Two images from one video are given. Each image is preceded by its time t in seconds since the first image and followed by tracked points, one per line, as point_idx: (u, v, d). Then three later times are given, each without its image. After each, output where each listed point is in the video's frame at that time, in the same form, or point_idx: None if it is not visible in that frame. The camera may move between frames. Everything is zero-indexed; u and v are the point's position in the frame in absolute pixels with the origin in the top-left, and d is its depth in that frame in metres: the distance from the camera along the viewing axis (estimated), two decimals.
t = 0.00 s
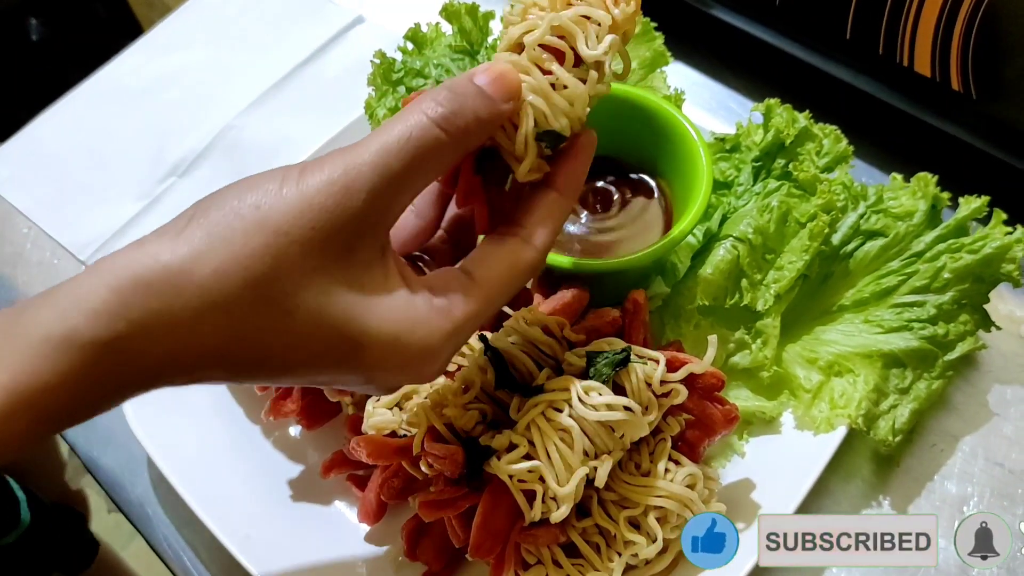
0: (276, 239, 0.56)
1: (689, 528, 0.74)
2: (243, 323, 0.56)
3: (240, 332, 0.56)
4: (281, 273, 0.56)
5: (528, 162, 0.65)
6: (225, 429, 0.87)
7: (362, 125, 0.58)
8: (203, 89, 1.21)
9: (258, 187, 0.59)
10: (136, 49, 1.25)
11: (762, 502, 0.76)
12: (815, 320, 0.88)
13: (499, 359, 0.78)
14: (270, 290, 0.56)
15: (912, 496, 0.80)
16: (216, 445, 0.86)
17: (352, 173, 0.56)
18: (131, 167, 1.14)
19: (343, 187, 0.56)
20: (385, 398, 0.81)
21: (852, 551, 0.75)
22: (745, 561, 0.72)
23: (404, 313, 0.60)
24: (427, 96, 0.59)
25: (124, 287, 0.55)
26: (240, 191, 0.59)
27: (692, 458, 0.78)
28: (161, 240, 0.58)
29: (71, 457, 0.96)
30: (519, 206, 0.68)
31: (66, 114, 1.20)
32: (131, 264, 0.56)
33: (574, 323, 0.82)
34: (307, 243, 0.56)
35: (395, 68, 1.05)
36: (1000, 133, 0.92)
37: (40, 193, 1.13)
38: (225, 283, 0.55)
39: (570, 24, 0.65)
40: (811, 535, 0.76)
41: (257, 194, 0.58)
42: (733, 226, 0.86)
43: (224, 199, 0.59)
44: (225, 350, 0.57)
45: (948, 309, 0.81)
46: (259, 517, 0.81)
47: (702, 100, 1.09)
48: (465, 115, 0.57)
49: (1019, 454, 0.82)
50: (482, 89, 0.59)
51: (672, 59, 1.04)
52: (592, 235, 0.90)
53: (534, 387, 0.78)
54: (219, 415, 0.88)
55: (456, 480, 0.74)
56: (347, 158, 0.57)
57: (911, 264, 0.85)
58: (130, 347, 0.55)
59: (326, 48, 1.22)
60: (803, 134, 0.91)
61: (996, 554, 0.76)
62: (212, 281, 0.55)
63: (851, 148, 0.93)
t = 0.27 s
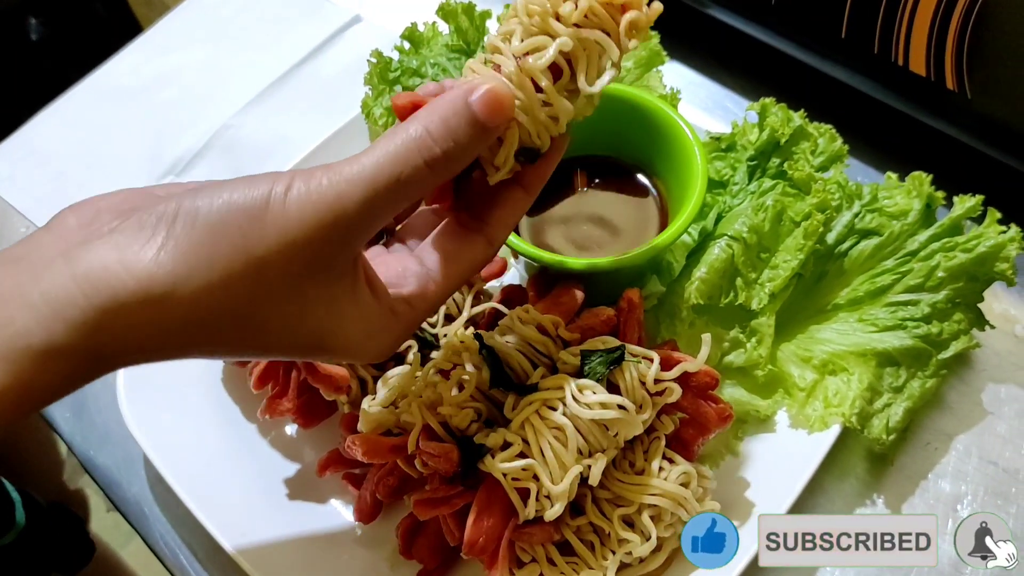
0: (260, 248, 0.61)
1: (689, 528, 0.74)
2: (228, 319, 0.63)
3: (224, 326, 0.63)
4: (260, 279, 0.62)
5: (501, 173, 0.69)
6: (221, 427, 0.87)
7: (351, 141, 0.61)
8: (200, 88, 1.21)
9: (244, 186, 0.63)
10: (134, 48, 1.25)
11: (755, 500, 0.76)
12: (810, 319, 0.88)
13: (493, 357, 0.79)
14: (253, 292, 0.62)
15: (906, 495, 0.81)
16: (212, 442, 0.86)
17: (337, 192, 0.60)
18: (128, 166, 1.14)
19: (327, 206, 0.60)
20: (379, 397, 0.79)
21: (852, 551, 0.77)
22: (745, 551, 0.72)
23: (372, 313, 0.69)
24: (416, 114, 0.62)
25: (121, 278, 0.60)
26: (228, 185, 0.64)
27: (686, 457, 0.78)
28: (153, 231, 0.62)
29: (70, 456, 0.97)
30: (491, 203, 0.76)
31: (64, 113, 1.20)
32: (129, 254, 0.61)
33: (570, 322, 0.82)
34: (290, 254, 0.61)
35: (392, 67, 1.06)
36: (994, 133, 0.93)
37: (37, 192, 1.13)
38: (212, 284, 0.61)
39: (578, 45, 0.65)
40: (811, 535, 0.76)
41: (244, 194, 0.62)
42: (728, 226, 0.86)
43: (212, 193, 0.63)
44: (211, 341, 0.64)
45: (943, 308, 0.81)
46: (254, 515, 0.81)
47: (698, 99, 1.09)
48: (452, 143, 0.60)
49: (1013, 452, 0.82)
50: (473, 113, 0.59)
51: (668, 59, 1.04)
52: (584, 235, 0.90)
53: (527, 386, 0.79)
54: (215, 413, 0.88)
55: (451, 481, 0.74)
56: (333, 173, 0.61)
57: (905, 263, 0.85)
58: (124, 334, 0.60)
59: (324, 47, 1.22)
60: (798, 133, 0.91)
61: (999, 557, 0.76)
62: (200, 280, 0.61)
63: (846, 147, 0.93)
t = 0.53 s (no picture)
0: (256, 257, 0.63)
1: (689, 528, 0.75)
2: (227, 320, 0.66)
3: (224, 325, 0.66)
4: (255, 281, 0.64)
5: (481, 165, 0.68)
6: (215, 428, 0.88)
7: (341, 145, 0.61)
8: (197, 91, 1.21)
9: (236, 190, 0.64)
10: (131, 50, 1.26)
11: (745, 500, 0.77)
12: (800, 320, 0.88)
13: (483, 358, 0.81)
14: (251, 296, 0.65)
15: (895, 495, 0.81)
16: (206, 444, 0.86)
17: (329, 203, 0.62)
18: (125, 168, 1.14)
19: (321, 218, 0.62)
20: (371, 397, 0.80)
21: (852, 551, 0.77)
22: (745, 538, 0.74)
23: (359, 304, 0.73)
24: (405, 122, 0.62)
25: (123, 290, 0.61)
26: (220, 191, 0.64)
27: (676, 458, 0.79)
28: (147, 237, 0.63)
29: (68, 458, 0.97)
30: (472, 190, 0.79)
31: (60, 115, 1.21)
32: (127, 264, 0.62)
33: (561, 323, 0.82)
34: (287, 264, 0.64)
35: (387, 69, 1.06)
36: (983, 134, 0.93)
37: (34, 193, 1.13)
38: (212, 292, 0.63)
39: (567, 55, 0.66)
40: (811, 535, 0.77)
41: (238, 200, 0.63)
42: (719, 228, 0.87)
43: (204, 198, 0.64)
44: (211, 338, 0.67)
45: (931, 309, 0.82)
46: (248, 516, 0.82)
47: (691, 101, 1.10)
48: (440, 154, 0.62)
49: (1001, 453, 0.83)
50: (461, 120, 0.60)
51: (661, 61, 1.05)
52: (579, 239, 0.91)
53: (518, 387, 0.80)
54: (210, 413, 0.89)
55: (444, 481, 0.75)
56: (324, 182, 0.62)
57: (895, 264, 0.85)
58: (130, 341, 0.63)
59: (319, 49, 1.23)
60: (789, 136, 0.92)
61: (997, 556, 0.77)
62: (200, 290, 0.63)
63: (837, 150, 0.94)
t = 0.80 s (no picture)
0: (255, 240, 0.63)
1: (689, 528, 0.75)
2: (228, 305, 0.66)
3: (227, 308, 0.67)
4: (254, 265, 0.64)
5: (479, 137, 0.69)
6: (213, 426, 0.88)
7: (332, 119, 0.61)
8: (196, 90, 1.22)
9: (231, 174, 0.64)
10: (130, 50, 1.26)
11: (742, 498, 0.77)
12: (798, 318, 0.89)
13: (481, 357, 0.81)
14: (250, 280, 0.65)
15: (892, 492, 0.81)
16: (205, 442, 0.87)
17: (325, 184, 0.62)
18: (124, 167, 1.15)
19: (318, 199, 0.62)
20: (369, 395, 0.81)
21: (852, 551, 0.77)
22: (744, 532, 0.75)
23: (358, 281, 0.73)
24: (400, 101, 0.62)
25: (123, 282, 0.61)
26: (214, 174, 0.64)
27: (674, 456, 0.79)
28: (143, 225, 0.63)
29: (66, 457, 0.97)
30: (472, 163, 0.82)
31: (60, 115, 1.21)
32: (126, 255, 0.62)
33: (558, 321, 0.82)
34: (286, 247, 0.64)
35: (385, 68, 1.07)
36: (980, 134, 0.93)
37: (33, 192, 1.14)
38: (213, 278, 0.63)
39: (562, 21, 0.66)
40: (811, 535, 0.77)
41: (233, 185, 0.63)
42: (716, 226, 0.88)
43: (199, 184, 0.63)
44: (212, 322, 0.67)
45: (928, 307, 0.82)
46: (246, 514, 0.82)
47: (690, 101, 1.10)
48: (436, 132, 0.62)
49: (997, 451, 0.83)
50: (456, 94, 0.61)
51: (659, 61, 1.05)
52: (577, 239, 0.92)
53: (515, 385, 0.80)
54: (208, 411, 0.89)
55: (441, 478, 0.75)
56: (319, 163, 0.62)
57: (891, 263, 0.85)
58: (134, 330, 0.63)
59: (318, 48, 1.23)
60: (786, 135, 0.92)
61: (997, 555, 0.77)
62: (201, 276, 0.63)
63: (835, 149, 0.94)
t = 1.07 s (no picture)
0: (259, 238, 0.63)
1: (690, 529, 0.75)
2: (233, 304, 0.66)
3: (233, 307, 0.67)
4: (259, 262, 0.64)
5: (481, 130, 0.70)
6: (214, 423, 0.88)
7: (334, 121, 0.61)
8: (196, 88, 1.22)
9: (232, 173, 0.64)
10: (131, 48, 1.26)
11: (742, 495, 0.77)
12: (798, 315, 0.89)
13: (481, 353, 0.81)
14: (254, 279, 0.65)
15: (891, 489, 0.82)
16: (205, 439, 0.87)
17: (328, 180, 0.62)
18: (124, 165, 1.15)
19: (321, 196, 0.62)
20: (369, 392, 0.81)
21: (852, 551, 0.77)
22: (744, 530, 0.75)
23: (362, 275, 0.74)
24: (400, 95, 0.62)
25: (129, 284, 0.61)
26: (215, 174, 0.64)
27: (674, 452, 0.79)
28: (147, 226, 0.63)
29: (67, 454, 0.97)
30: (474, 154, 0.82)
31: (60, 113, 1.21)
32: (130, 256, 0.62)
33: (558, 318, 0.82)
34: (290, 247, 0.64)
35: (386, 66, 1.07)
36: (981, 131, 0.94)
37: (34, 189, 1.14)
38: (219, 277, 0.63)
39: (562, 15, 0.66)
40: (811, 535, 0.77)
41: (235, 183, 0.63)
42: (716, 223, 0.88)
43: (200, 183, 0.63)
44: (218, 322, 0.68)
45: (928, 304, 0.82)
46: (246, 510, 0.82)
47: (690, 98, 1.10)
48: (437, 125, 0.62)
49: (997, 447, 0.83)
50: (457, 87, 0.61)
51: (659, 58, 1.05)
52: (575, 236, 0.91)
53: (516, 381, 0.80)
54: (208, 408, 0.89)
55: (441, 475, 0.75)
56: (321, 159, 0.63)
57: (891, 260, 0.86)
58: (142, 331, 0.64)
59: (318, 46, 1.23)
60: (785, 132, 0.92)
61: (997, 554, 0.77)
62: (206, 276, 0.63)
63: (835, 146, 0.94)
